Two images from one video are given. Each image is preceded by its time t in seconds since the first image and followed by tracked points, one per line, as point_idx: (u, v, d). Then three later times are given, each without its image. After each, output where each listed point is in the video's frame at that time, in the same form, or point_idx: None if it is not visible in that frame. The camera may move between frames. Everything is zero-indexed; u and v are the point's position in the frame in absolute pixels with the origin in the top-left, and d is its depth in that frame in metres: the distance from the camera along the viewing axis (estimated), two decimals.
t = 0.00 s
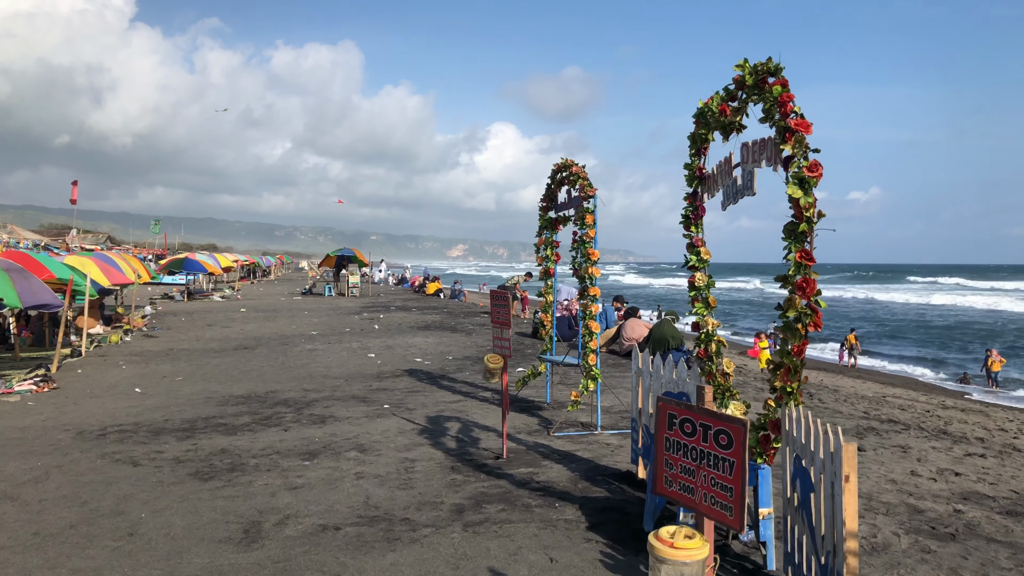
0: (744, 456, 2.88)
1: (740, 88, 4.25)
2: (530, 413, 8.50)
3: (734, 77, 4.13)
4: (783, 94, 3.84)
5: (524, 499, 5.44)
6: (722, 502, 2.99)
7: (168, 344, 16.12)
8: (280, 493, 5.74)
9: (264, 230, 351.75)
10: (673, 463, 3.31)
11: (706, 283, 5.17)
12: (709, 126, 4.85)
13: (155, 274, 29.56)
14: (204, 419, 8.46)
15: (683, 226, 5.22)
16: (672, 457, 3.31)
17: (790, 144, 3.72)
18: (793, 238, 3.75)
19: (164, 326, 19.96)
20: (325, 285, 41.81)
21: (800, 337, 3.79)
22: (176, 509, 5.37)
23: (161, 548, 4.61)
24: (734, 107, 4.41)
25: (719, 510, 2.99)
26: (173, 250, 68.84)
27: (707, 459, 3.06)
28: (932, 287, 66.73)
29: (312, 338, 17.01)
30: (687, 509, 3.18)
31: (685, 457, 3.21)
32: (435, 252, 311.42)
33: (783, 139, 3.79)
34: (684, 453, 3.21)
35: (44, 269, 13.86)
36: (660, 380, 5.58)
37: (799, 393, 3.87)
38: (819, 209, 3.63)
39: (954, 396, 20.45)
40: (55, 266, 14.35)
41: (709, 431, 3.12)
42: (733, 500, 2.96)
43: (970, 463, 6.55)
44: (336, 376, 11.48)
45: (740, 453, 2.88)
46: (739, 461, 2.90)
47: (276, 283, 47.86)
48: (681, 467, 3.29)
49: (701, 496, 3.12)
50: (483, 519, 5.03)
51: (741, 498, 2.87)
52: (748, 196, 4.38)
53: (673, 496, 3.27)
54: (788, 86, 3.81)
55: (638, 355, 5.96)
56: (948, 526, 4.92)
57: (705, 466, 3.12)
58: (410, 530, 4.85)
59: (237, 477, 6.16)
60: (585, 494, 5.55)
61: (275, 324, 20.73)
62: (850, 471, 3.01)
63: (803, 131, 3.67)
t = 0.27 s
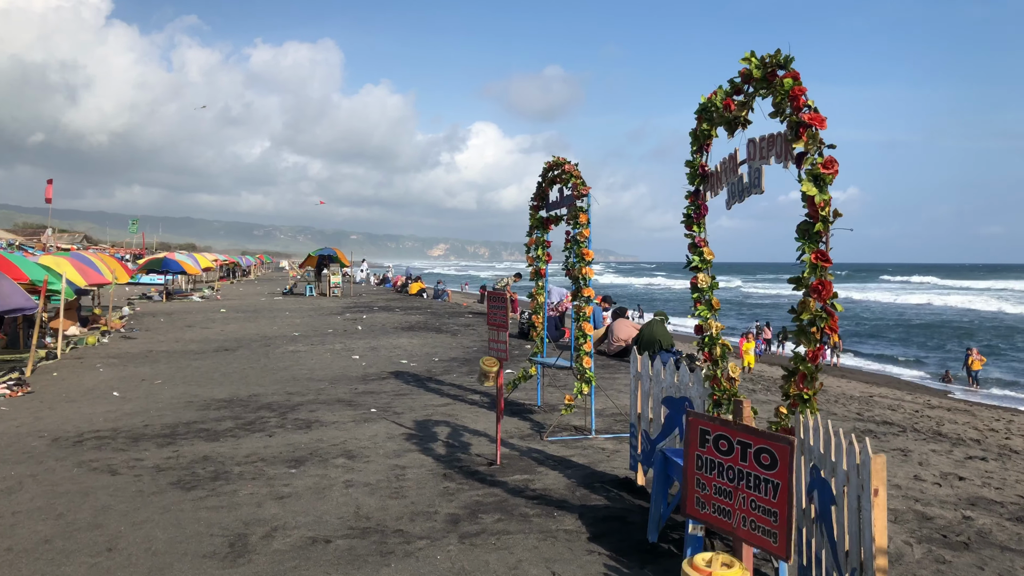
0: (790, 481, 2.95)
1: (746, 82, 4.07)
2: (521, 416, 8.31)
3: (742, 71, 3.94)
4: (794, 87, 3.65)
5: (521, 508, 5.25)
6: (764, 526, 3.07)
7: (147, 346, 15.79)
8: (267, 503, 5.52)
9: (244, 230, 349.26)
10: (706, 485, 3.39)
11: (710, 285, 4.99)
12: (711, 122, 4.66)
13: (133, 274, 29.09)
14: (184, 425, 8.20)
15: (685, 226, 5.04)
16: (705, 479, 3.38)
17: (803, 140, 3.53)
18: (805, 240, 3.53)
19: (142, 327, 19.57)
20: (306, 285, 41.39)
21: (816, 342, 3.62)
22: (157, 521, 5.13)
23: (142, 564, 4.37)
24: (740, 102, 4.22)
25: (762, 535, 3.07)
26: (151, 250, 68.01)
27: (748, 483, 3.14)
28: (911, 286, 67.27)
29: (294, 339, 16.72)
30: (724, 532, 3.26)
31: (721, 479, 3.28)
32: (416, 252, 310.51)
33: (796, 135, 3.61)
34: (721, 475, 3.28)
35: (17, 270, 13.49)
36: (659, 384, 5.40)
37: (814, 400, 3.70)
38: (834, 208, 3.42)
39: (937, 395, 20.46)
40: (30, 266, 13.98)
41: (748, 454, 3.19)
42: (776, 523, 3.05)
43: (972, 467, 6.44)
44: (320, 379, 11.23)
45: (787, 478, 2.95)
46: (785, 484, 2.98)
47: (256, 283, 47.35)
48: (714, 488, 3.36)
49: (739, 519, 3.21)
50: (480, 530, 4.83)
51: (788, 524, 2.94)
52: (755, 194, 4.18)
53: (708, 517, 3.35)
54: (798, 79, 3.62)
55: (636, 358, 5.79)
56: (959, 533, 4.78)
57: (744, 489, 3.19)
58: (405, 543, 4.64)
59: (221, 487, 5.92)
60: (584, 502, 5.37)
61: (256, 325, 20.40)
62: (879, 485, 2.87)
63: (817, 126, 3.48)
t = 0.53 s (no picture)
0: (852, 496, 2.73)
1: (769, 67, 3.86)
2: (520, 418, 8.10)
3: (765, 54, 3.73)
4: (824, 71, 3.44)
5: (524, 515, 5.03)
6: (820, 546, 2.88)
7: (133, 346, 15.49)
8: (258, 510, 5.28)
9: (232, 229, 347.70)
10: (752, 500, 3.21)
11: (723, 282, 4.78)
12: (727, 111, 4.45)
13: (120, 273, 28.73)
14: (171, 428, 7.94)
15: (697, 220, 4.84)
16: (752, 494, 3.21)
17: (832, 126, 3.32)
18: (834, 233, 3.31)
19: (129, 327, 19.25)
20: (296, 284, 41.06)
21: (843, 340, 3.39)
22: (142, 529, 4.89)
23: None
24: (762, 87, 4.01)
25: (819, 557, 2.86)
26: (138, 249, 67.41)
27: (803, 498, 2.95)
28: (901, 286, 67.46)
29: (285, 339, 16.44)
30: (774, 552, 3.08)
31: (770, 496, 3.10)
32: (405, 251, 309.82)
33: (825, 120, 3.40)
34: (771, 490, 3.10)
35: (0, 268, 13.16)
36: (667, 384, 5.19)
37: (840, 403, 3.46)
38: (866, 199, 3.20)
39: (931, 395, 20.36)
40: (13, 264, 13.66)
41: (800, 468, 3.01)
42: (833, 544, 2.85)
43: (986, 470, 6.26)
44: (311, 380, 10.99)
45: (849, 493, 2.73)
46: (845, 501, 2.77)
47: (244, 283, 46.95)
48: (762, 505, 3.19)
49: (791, 540, 3.01)
50: (482, 539, 4.61)
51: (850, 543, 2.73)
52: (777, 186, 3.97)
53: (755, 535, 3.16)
54: (829, 62, 3.42)
55: (642, 357, 5.56)
56: (982, 541, 4.59)
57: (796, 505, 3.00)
58: (403, 553, 4.41)
59: (209, 493, 5.68)
60: (589, 509, 5.16)
61: (245, 324, 20.11)
62: (921, 496, 2.67)
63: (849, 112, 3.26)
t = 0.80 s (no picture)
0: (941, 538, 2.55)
1: (806, 60, 3.84)
2: (522, 425, 7.87)
3: (804, 43, 3.71)
4: (869, 64, 3.44)
5: (531, 529, 4.80)
6: None
7: (124, 348, 15.20)
8: (252, 523, 5.04)
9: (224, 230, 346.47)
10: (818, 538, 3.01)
11: (741, 284, 4.59)
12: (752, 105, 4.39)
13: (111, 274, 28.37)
14: (162, 435, 7.68)
15: (715, 218, 4.68)
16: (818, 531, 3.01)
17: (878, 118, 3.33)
18: (877, 230, 3.26)
19: (119, 329, 18.94)
20: (289, 285, 40.73)
21: (880, 349, 3.23)
22: (130, 545, 4.64)
23: None
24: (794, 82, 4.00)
25: None
26: (130, 250, 66.91)
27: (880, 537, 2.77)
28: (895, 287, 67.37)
29: (278, 342, 16.17)
30: None
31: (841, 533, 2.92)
32: (399, 252, 309.25)
33: (869, 114, 3.38)
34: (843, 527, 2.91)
35: None
36: (681, 392, 4.99)
37: (875, 415, 3.27)
38: (912, 194, 3.17)
39: (931, 397, 20.18)
40: None
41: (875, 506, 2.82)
42: None
43: (1005, 479, 6.05)
44: (306, 384, 10.74)
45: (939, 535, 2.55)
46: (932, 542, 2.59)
47: (237, 284, 46.58)
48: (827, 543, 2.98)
49: None
50: (489, 556, 4.38)
51: None
52: (807, 183, 3.90)
53: None
54: (875, 55, 3.43)
55: (653, 364, 5.35)
56: (1012, 556, 4.38)
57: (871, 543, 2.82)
58: (406, 572, 4.18)
59: (201, 505, 5.43)
60: (599, 522, 4.94)
61: (237, 326, 19.82)
62: (980, 521, 2.54)
63: (896, 104, 3.27)
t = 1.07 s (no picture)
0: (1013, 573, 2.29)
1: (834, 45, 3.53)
2: (526, 430, 7.64)
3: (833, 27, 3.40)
4: (908, 47, 3.11)
5: (542, 542, 4.58)
6: None
7: (116, 350, 14.93)
8: (249, 536, 4.81)
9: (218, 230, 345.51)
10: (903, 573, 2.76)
11: (763, 286, 4.36)
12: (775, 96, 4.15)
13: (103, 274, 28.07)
14: (154, 441, 7.44)
15: (734, 215, 4.50)
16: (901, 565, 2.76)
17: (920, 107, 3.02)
18: (923, 228, 3.06)
19: (112, 330, 18.66)
20: (283, 286, 40.47)
21: (925, 356, 3.01)
22: (120, 561, 4.41)
23: None
24: (821, 70, 3.70)
25: None
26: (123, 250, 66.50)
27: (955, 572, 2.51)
28: (891, 287, 67.38)
29: (274, 343, 15.92)
30: None
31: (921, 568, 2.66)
32: (393, 252, 308.82)
33: (909, 104, 3.07)
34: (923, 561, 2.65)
35: None
36: (699, 398, 4.76)
37: (921, 426, 3.04)
38: (960, 189, 2.96)
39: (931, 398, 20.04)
40: None
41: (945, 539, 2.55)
42: None
43: None
44: (303, 387, 10.50)
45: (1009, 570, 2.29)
46: None
47: (231, 284, 46.28)
48: None
49: None
50: (499, 572, 4.15)
51: None
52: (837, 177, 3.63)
53: None
54: (914, 37, 3.10)
55: (668, 368, 5.12)
56: None
57: None
58: None
59: (196, 516, 5.20)
60: (613, 534, 4.71)
61: (232, 327, 19.56)
62: None
63: (940, 91, 2.93)
